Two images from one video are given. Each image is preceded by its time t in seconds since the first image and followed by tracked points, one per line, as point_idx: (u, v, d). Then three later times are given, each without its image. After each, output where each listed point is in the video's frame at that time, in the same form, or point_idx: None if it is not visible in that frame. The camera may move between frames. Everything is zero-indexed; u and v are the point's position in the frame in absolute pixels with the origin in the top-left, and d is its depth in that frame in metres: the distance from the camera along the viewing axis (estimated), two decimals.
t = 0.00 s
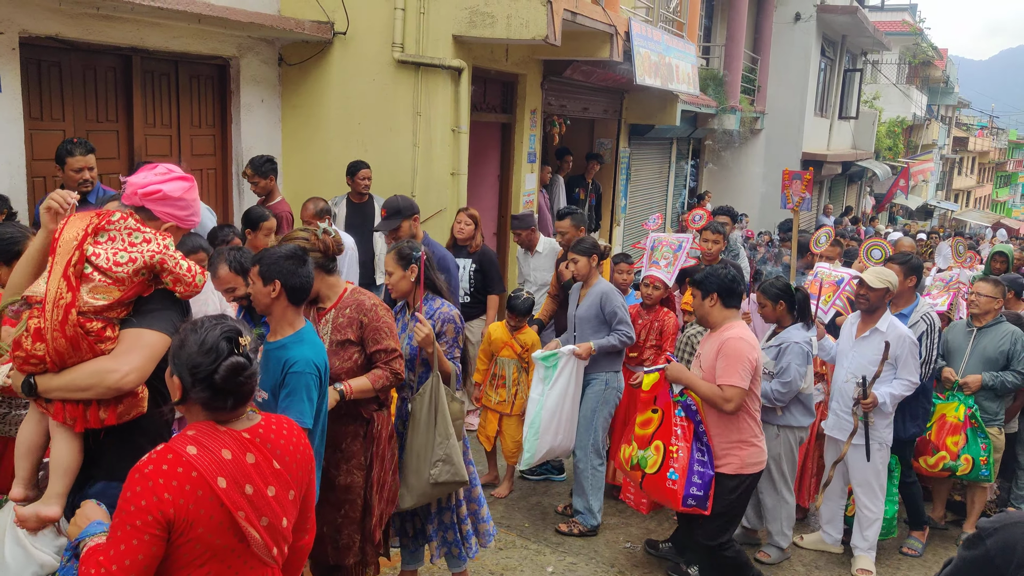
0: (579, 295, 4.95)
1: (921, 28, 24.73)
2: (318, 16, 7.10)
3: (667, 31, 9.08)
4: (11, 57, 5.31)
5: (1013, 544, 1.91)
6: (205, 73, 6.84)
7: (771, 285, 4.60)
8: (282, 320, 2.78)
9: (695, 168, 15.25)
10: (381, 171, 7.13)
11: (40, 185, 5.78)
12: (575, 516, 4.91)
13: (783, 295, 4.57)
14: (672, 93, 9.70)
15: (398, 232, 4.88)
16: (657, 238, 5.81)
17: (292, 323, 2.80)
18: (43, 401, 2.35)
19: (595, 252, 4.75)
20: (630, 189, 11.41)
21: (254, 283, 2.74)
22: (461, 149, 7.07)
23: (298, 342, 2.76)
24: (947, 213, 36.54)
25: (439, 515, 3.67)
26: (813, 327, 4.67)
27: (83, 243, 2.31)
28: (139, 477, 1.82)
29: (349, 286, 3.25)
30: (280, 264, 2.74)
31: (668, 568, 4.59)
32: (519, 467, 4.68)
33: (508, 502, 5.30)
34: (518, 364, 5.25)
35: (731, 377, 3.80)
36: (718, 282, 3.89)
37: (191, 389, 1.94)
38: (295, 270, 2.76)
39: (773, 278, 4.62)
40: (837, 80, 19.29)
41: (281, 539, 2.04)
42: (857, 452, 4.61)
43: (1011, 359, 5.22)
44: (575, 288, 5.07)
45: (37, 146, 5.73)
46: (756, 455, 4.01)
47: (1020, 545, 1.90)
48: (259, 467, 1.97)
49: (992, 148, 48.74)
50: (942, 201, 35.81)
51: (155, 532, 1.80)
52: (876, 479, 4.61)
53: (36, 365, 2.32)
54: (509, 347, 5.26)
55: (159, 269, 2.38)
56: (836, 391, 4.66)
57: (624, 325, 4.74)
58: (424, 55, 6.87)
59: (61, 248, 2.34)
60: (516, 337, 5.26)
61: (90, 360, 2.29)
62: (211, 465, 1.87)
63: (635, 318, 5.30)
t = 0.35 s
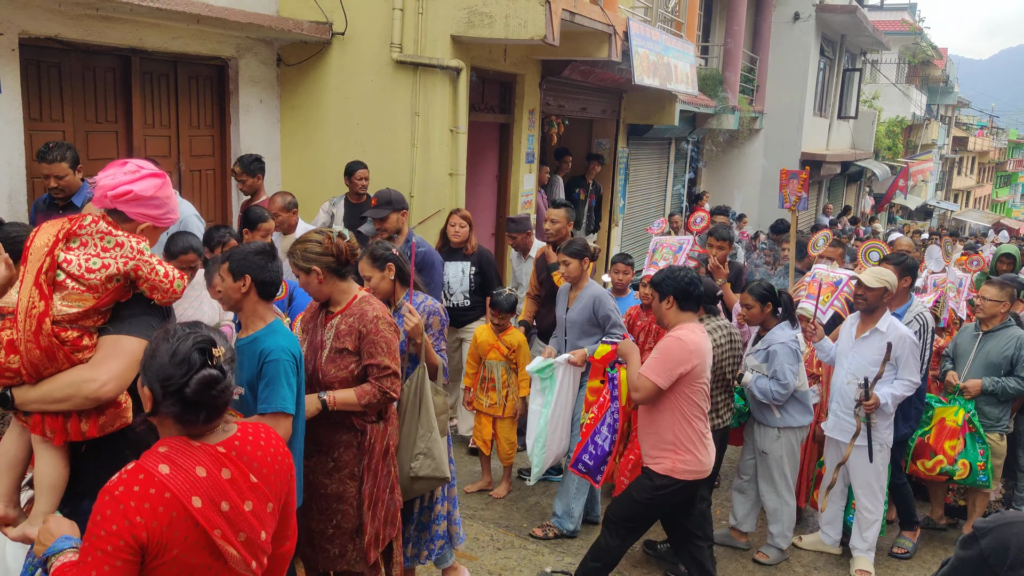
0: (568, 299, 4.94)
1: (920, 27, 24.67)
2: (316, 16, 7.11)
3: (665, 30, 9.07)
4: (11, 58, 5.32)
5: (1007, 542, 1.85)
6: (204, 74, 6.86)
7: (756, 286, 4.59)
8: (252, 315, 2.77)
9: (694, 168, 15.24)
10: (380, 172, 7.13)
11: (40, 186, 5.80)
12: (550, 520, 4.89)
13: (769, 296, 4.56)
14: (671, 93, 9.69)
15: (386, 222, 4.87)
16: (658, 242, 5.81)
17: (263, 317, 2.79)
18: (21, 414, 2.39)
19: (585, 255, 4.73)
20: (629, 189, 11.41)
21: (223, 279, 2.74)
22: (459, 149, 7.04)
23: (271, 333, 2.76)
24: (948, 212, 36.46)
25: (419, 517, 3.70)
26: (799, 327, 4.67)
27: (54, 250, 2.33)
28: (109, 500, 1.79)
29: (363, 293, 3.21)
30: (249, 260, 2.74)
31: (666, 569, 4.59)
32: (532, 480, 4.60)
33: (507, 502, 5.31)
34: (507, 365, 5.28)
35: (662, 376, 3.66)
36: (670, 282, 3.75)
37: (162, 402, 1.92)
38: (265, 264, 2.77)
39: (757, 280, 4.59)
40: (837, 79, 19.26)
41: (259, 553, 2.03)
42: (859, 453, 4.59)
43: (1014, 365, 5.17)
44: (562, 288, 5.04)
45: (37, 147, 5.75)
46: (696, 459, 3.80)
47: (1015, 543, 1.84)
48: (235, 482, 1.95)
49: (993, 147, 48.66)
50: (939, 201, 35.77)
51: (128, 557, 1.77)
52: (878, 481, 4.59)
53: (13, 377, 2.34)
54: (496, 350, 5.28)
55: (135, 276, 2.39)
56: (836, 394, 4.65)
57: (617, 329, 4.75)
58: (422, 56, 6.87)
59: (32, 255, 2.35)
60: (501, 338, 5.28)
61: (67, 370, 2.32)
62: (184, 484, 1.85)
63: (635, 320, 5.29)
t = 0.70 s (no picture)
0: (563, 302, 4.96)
1: (919, 28, 24.68)
2: (315, 18, 7.11)
3: (665, 32, 9.07)
4: (11, 61, 5.31)
5: (1016, 547, 1.90)
6: (203, 76, 6.85)
7: (735, 285, 4.60)
8: (225, 312, 2.79)
9: (694, 169, 15.23)
10: (378, 175, 7.13)
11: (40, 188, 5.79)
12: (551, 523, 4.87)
13: (744, 293, 4.57)
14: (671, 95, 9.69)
15: (389, 222, 4.91)
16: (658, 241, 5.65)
17: (236, 313, 2.81)
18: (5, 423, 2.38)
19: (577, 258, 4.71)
20: (629, 190, 11.41)
21: (194, 279, 2.75)
22: (459, 151, 7.04)
23: (247, 329, 2.78)
24: (945, 213, 36.48)
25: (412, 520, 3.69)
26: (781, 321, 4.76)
27: (43, 255, 2.33)
28: (57, 536, 1.78)
29: (355, 297, 3.19)
30: (221, 258, 2.76)
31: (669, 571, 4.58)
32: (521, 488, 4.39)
33: (508, 505, 5.31)
34: (494, 367, 5.24)
35: (576, 363, 3.59)
36: (593, 271, 3.71)
37: (107, 414, 1.92)
38: (236, 263, 2.80)
39: (734, 280, 4.60)
40: (836, 80, 19.27)
41: None
42: (859, 454, 4.58)
43: (1006, 366, 5.15)
44: (554, 293, 5.12)
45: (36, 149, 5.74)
46: (611, 445, 3.71)
47: (1019, 548, 1.89)
48: (197, 512, 1.90)
49: (990, 148, 48.72)
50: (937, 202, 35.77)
51: None
52: (880, 483, 4.57)
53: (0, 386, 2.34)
54: (482, 352, 5.24)
55: (126, 282, 2.41)
56: (838, 395, 4.64)
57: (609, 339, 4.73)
58: (422, 58, 6.87)
59: (20, 260, 2.35)
60: (487, 340, 5.22)
61: (54, 378, 2.34)
62: (138, 517, 1.82)
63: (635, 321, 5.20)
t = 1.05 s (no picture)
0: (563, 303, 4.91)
1: (918, 30, 24.66)
2: (315, 21, 7.12)
3: (664, 33, 9.07)
4: (11, 64, 5.31)
5: (1019, 548, 1.98)
6: (202, 79, 6.86)
7: (732, 288, 4.58)
8: (218, 320, 2.78)
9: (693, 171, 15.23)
10: (378, 177, 7.14)
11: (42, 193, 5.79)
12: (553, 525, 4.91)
13: (739, 298, 4.56)
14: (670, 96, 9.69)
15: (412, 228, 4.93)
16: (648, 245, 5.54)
17: (229, 321, 2.80)
18: None
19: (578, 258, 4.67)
20: (628, 192, 11.41)
21: (188, 284, 2.73)
22: (459, 153, 7.04)
23: (240, 339, 2.77)
24: (945, 215, 36.53)
25: (412, 526, 3.71)
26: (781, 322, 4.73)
27: (12, 264, 2.29)
28: (39, 554, 1.81)
29: (316, 293, 3.20)
30: (215, 265, 2.75)
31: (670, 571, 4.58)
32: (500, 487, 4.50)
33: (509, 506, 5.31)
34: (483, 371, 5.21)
35: (507, 355, 3.63)
36: (541, 267, 3.76)
37: (87, 426, 1.93)
38: (231, 269, 2.79)
39: (731, 283, 4.59)
40: (835, 81, 19.28)
41: None
42: (866, 460, 4.57)
43: (992, 356, 5.10)
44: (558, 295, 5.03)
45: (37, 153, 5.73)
46: (548, 435, 3.77)
47: None
48: (183, 525, 1.92)
49: (989, 149, 48.80)
50: (937, 204, 35.77)
51: None
52: (882, 485, 4.56)
53: None
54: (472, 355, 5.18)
55: (99, 284, 2.34)
56: (843, 400, 4.64)
57: (603, 344, 4.71)
58: (421, 60, 6.88)
59: None
60: (478, 342, 5.10)
61: (41, 391, 2.32)
62: (121, 534, 1.84)
63: (621, 325, 5.27)
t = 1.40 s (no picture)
0: (551, 304, 4.91)
1: (911, 33, 24.73)
2: (309, 22, 7.10)
3: (659, 36, 9.07)
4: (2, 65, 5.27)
5: (1008, 546, 1.99)
6: (195, 80, 6.82)
7: (735, 290, 4.65)
8: (204, 330, 2.76)
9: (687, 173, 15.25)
10: (372, 179, 7.11)
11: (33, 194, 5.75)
12: (546, 527, 4.91)
13: (737, 301, 4.62)
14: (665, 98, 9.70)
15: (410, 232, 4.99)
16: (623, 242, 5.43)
17: (215, 334, 2.77)
18: None
19: (567, 259, 4.68)
20: (622, 194, 11.41)
21: (176, 292, 2.73)
22: (454, 155, 7.06)
23: (219, 354, 2.73)
24: (937, 217, 36.67)
25: (405, 532, 3.69)
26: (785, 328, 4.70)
27: None
28: (36, 557, 1.77)
29: (270, 291, 3.32)
30: (202, 273, 2.74)
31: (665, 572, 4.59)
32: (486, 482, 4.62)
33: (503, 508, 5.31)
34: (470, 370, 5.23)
35: (459, 337, 3.87)
36: (492, 255, 3.99)
37: (86, 428, 1.92)
38: (219, 277, 2.78)
39: (736, 284, 4.64)
40: (828, 84, 19.34)
41: None
42: (861, 465, 4.59)
43: (980, 354, 5.15)
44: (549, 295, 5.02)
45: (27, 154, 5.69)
46: (492, 417, 3.97)
47: (1016, 547, 1.98)
48: (183, 530, 1.91)
49: (979, 152, 49.13)
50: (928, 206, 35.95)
51: None
52: (878, 487, 4.59)
53: None
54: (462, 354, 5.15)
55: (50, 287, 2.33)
56: (841, 404, 4.66)
57: (585, 344, 4.68)
58: (416, 62, 6.86)
59: None
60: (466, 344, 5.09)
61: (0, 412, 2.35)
62: (121, 539, 1.82)
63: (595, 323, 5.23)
